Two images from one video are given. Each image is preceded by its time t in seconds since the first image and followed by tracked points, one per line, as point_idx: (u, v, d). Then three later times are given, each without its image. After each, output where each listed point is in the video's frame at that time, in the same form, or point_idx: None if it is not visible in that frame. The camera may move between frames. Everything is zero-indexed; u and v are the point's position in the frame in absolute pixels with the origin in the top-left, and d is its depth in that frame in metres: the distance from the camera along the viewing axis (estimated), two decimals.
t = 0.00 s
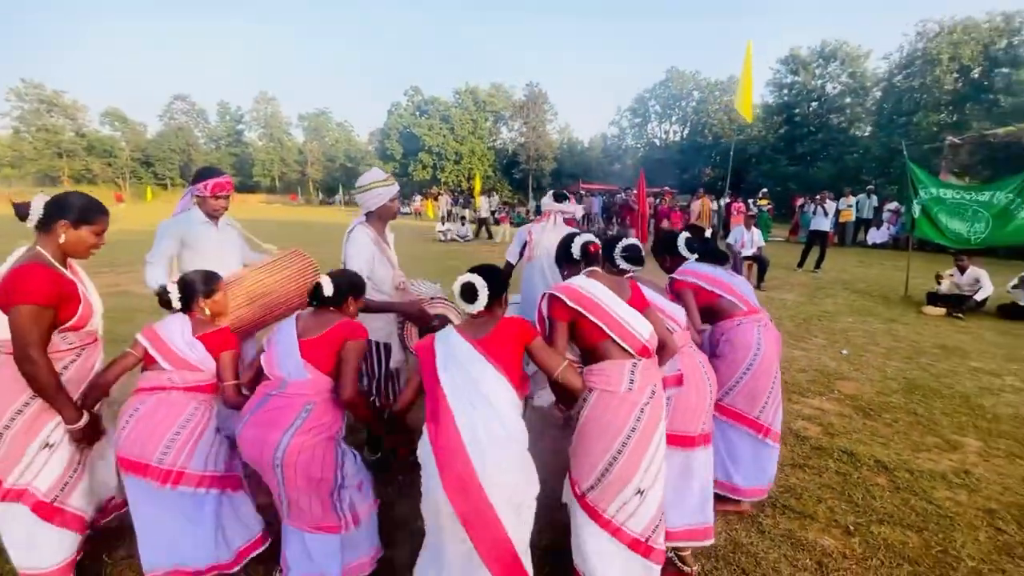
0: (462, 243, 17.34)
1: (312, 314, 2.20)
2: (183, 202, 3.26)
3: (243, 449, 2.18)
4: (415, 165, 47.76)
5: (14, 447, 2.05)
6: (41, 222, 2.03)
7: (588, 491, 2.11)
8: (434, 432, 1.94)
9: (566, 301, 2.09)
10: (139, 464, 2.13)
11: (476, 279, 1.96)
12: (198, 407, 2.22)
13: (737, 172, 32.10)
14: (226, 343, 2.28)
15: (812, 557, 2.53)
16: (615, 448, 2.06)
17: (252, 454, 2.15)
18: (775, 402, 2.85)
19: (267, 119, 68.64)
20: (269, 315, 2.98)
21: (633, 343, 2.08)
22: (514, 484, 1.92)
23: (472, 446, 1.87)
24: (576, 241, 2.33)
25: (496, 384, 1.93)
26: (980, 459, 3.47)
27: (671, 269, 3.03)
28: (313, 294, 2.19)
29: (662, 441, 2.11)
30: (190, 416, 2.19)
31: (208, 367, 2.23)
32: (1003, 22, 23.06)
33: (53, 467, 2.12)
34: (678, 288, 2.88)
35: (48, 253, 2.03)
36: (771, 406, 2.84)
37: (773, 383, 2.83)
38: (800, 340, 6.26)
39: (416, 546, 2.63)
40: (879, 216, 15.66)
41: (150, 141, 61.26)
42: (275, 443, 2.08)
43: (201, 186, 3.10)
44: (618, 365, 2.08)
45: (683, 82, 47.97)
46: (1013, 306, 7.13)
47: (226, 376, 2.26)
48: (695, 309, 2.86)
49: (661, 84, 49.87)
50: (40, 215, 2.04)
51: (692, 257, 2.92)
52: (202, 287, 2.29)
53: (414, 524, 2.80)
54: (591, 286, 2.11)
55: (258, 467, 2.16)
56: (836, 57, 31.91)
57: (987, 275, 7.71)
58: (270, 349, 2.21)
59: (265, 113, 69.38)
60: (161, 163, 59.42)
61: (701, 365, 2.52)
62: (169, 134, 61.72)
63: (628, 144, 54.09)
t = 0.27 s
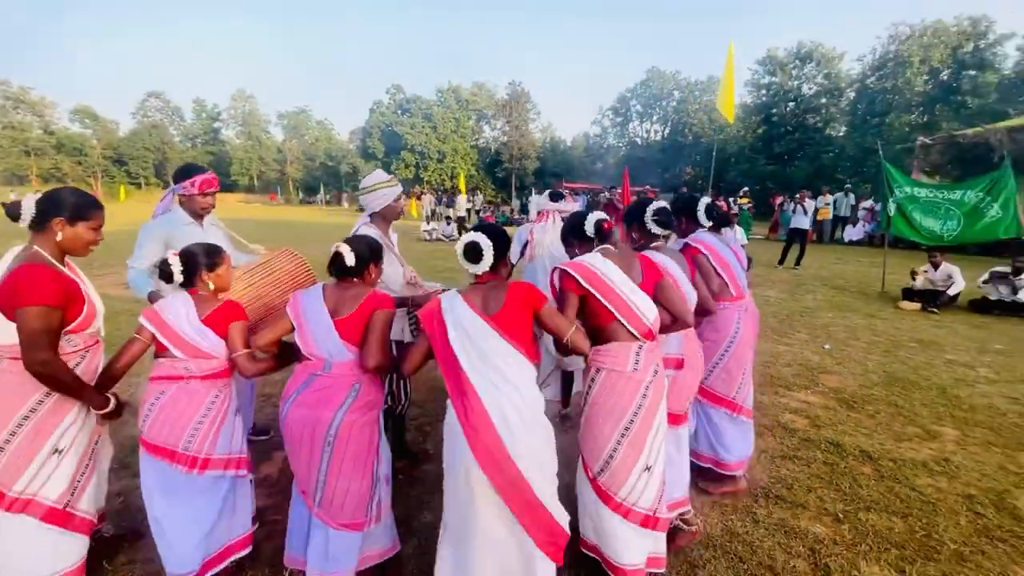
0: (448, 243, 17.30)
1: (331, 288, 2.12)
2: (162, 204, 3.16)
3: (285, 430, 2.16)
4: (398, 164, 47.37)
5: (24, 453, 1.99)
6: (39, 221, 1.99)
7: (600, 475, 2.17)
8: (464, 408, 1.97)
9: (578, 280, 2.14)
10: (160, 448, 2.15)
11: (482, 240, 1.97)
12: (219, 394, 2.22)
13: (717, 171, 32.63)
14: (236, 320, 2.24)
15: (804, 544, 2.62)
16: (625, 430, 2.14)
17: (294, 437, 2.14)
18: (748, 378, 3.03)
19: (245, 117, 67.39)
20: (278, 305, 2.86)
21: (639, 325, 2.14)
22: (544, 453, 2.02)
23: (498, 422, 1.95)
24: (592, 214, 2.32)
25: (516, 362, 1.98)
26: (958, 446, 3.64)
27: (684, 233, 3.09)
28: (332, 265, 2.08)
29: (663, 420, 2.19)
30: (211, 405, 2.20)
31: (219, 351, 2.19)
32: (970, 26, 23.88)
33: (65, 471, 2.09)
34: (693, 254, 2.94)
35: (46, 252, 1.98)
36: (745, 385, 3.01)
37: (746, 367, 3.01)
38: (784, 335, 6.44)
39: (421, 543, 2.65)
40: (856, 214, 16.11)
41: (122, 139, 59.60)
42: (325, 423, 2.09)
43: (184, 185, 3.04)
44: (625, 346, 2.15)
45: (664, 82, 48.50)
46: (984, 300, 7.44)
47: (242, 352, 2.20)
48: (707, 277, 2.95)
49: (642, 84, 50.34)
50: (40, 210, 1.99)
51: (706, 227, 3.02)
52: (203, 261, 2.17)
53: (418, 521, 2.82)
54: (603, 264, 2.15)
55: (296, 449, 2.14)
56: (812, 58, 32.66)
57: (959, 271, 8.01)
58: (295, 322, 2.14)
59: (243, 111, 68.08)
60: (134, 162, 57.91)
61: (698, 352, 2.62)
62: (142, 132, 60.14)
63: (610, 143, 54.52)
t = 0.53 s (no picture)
0: (438, 243, 17.42)
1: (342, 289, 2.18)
2: (182, 206, 3.27)
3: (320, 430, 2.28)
4: (385, 164, 47.17)
5: (92, 445, 2.12)
6: (82, 232, 2.10)
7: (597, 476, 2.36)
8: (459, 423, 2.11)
9: (595, 306, 2.29)
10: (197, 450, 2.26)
11: (485, 258, 2.10)
12: (245, 393, 2.26)
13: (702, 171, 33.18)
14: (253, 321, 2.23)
15: (789, 524, 2.82)
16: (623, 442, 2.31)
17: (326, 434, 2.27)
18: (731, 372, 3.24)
19: (228, 116, 66.54)
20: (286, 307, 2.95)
21: (649, 351, 2.29)
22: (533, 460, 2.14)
23: (492, 435, 2.08)
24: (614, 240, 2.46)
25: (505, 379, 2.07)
26: (930, 433, 3.88)
27: (693, 243, 3.37)
28: (341, 260, 2.16)
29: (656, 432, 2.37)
30: (238, 404, 2.25)
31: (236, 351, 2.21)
32: (943, 30, 24.65)
33: (133, 457, 2.21)
34: (701, 274, 3.10)
35: (96, 260, 2.11)
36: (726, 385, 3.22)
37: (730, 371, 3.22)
38: (768, 331, 6.70)
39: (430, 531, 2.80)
40: (836, 214, 16.57)
41: (101, 139, 58.47)
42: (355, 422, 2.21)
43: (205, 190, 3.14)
44: (635, 372, 2.32)
45: (649, 83, 49.00)
46: (956, 297, 7.79)
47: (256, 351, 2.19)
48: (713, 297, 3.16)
49: (627, 85, 50.83)
50: (85, 220, 2.10)
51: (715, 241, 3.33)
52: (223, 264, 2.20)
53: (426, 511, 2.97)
54: (620, 292, 2.30)
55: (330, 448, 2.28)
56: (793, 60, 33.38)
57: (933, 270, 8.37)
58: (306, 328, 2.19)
59: (225, 110, 67.07)
60: (113, 162, 56.78)
61: (703, 371, 2.79)
62: (122, 131, 59.08)
63: (596, 144, 54.99)
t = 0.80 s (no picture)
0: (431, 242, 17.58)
1: (375, 290, 2.35)
2: (212, 212, 3.52)
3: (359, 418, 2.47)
4: (374, 162, 46.86)
5: (166, 427, 2.41)
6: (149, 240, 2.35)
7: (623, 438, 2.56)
8: (490, 395, 2.28)
9: (597, 276, 2.54)
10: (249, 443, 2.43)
11: (513, 247, 2.31)
12: (287, 391, 2.44)
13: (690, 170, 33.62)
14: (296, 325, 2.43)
15: (777, 502, 3.08)
16: (644, 400, 2.53)
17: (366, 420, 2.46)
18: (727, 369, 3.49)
19: (213, 114, 65.74)
20: (321, 304, 3.20)
21: (646, 313, 2.54)
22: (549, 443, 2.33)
23: (522, 412, 2.25)
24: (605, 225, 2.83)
25: (533, 358, 2.27)
26: (906, 419, 4.18)
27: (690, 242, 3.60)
28: (368, 263, 2.33)
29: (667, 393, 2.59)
30: (281, 401, 2.43)
31: (282, 351, 2.38)
32: (923, 31, 25.22)
33: (208, 434, 2.51)
34: (694, 266, 3.42)
35: (160, 264, 2.35)
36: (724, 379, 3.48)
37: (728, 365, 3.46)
38: (755, 326, 7.00)
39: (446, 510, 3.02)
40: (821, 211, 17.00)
41: (83, 137, 57.48)
42: (394, 412, 2.42)
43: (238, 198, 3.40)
44: (640, 334, 2.54)
45: (637, 81, 49.33)
46: (933, 291, 8.16)
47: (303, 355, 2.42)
48: (707, 288, 3.44)
49: (616, 83, 51.16)
50: (148, 232, 2.34)
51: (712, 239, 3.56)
52: (268, 271, 2.36)
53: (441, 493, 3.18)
54: (616, 265, 2.56)
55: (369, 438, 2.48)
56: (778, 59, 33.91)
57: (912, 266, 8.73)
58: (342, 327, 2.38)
59: (210, 108, 66.32)
60: (97, 160, 56.03)
61: (702, 344, 3.07)
62: (104, 129, 58.14)
63: (585, 142, 55.28)
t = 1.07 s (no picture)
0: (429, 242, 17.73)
1: (421, 287, 2.57)
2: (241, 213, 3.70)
3: (394, 408, 2.59)
4: (368, 161, 46.53)
5: (220, 415, 2.56)
6: (217, 235, 2.54)
7: (632, 431, 2.74)
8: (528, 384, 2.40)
9: (609, 292, 2.72)
10: (305, 420, 2.57)
11: (545, 258, 2.47)
12: (344, 369, 2.63)
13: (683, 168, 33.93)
14: (353, 316, 2.73)
15: (776, 484, 3.28)
16: (653, 398, 2.70)
17: (402, 410, 2.57)
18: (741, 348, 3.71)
19: (204, 113, 65.29)
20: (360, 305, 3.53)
21: (656, 317, 2.72)
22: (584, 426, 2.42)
23: (569, 401, 2.36)
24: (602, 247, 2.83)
25: (568, 349, 2.42)
26: (895, 408, 4.39)
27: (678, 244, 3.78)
28: (415, 269, 2.51)
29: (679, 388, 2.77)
30: (339, 378, 2.60)
31: (339, 333, 2.60)
32: (911, 31, 25.59)
33: (255, 424, 2.67)
34: (684, 265, 3.64)
35: (225, 258, 2.53)
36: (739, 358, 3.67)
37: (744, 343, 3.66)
38: (752, 321, 7.22)
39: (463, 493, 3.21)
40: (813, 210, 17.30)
41: (71, 137, 56.91)
42: (429, 394, 2.53)
43: (266, 198, 3.60)
44: (652, 336, 2.72)
45: (629, 80, 49.53)
46: (921, 287, 8.42)
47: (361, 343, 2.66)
48: (697, 282, 3.64)
49: (608, 82, 51.37)
50: (220, 226, 2.55)
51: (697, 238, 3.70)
52: (333, 267, 2.69)
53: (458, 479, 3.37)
54: (621, 280, 2.73)
55: (402, 422, 2.58)
56: (769, 59, 34.24)
57: (901, 262, 8.99)
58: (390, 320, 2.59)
59: (200, 107, 65.80)
60: (86, 161, 55.50)
61: (704, 337, 3.19)
62: (93, 129, 57.60)
63: (579, 141, 55.55)
